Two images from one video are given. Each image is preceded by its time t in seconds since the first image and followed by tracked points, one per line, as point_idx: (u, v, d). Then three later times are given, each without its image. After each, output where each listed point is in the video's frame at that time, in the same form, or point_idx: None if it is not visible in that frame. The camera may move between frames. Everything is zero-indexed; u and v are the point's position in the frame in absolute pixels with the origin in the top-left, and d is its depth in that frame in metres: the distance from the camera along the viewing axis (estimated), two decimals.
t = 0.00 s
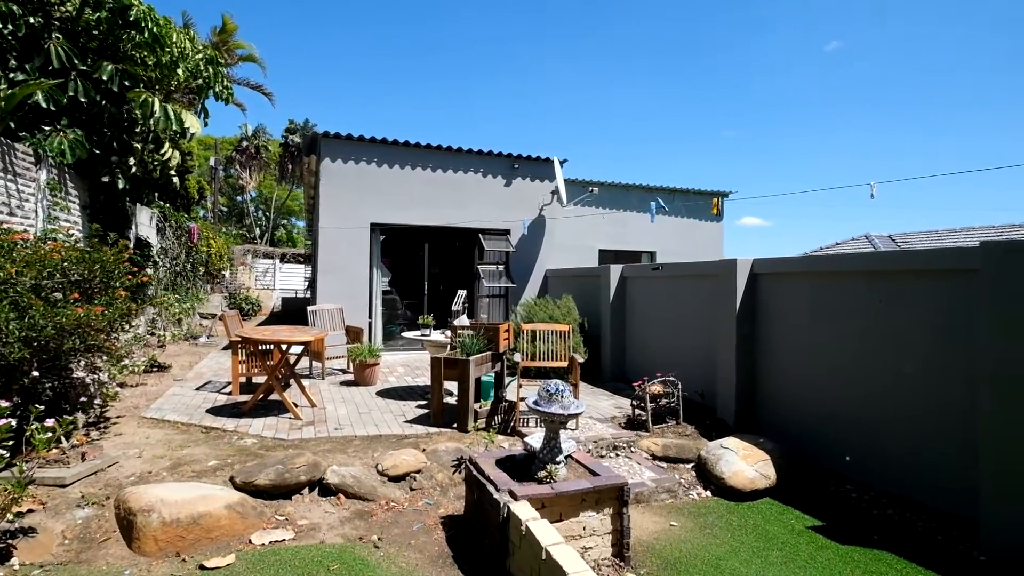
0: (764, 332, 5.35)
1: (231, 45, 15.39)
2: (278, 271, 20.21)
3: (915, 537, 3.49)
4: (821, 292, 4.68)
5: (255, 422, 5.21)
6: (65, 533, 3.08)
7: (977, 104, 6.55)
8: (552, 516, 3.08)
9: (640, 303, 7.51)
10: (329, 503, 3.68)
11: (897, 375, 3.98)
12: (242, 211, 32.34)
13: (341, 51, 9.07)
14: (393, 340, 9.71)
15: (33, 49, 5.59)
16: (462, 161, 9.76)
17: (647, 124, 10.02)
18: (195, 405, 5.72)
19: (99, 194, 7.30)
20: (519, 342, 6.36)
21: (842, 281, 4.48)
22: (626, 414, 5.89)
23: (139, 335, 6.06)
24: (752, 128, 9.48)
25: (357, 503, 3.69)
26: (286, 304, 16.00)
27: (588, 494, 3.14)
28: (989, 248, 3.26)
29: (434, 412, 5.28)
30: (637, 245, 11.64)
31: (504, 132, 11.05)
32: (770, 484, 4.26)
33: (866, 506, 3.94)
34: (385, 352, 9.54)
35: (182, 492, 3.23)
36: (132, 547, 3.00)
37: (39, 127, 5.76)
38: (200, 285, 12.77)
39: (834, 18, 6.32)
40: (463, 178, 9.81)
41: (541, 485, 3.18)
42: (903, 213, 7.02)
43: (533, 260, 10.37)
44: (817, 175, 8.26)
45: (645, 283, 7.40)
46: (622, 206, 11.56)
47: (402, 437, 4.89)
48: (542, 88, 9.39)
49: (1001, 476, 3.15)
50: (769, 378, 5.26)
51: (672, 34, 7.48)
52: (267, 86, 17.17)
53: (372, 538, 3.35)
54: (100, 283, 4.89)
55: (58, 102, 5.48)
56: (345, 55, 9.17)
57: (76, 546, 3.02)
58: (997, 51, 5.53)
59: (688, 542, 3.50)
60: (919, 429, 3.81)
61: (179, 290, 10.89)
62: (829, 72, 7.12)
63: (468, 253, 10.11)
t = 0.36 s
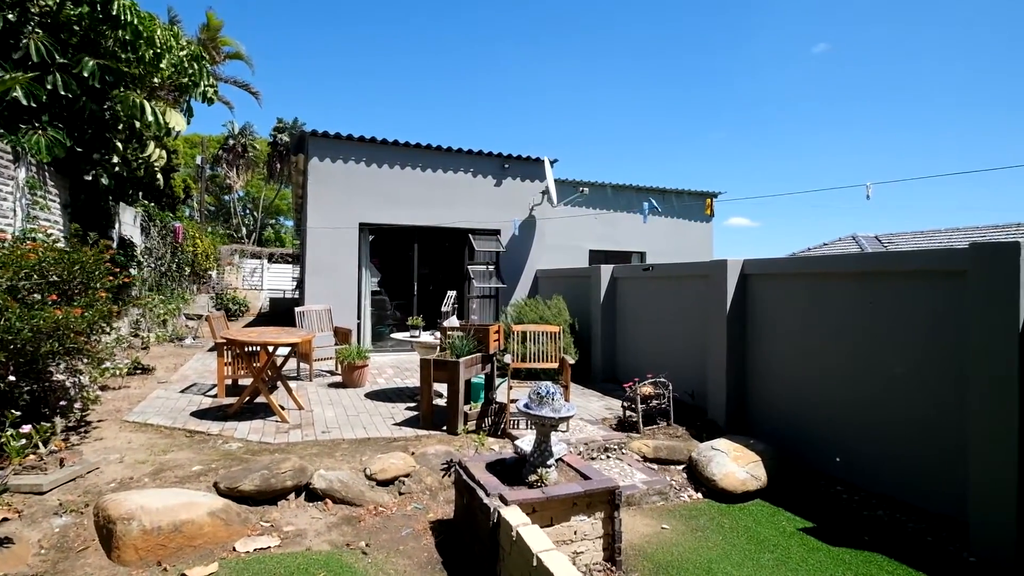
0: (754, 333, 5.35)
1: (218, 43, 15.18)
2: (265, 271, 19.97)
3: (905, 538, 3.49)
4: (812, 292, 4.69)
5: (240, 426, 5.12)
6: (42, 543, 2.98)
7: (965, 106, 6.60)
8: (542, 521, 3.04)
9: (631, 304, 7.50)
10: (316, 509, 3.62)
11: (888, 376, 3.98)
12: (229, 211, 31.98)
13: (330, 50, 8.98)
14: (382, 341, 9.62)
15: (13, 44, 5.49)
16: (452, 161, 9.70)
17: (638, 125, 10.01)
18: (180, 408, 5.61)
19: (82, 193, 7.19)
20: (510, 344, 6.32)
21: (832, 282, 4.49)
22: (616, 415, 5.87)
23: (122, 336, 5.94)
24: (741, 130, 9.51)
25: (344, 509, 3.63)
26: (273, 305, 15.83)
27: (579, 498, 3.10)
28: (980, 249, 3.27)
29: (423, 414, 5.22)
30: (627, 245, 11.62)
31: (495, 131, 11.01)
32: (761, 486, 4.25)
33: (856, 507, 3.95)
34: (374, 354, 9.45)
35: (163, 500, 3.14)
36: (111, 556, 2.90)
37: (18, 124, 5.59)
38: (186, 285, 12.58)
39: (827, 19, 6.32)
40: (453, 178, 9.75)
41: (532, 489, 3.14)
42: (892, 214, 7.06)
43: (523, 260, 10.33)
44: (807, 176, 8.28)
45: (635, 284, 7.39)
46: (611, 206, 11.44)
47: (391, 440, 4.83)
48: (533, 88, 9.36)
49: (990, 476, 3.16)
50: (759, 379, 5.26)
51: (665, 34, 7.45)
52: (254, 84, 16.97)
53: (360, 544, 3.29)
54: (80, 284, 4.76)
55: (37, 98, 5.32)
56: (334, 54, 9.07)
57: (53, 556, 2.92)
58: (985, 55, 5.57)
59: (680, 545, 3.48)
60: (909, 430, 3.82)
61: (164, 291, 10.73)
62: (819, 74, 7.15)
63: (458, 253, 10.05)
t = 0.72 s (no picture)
0: (744, 333, 5.35)
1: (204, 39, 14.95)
2: (252, 271, 19.74)
3: (894, 538, 3.50)
4: (801, 292, 4.70)
5: (225, 428, 5.03)
6: (16, 551, 2.89)
7: (951, 108, 6.68)
8: (532, 524, 3.00)
9: (621, 304, 7.49)
10: (303, 513, 3.55)
11: (877, 376, 4.00)
12: (215, 210, 31.61)
13: (315, 49, 8.89)
14: (371, 341, 9.53)
15: None
16: (442, 160, 9.64)
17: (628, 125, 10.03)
18: (163, 411, 5.50)
19: (62, 191, 7.06)
20: (500, 344, 6.28)
21: (821, 282, 4.50)
22: (607, 416, 5.85)
23: (103, 337, 5.81)
24: (731, 129, 9.54)
25: (331, 513, 3.57)
26: (260, 305, 15.65)
27: (570, 501, 3.07)
28: (969, 249, 3.28)
29: (412, 416, 5.16)
30: (616, 245, 11.62)
31: (484, 131, 10.97)
32: (751, 486, 4.24)
33: (845, 507, 3.96)
34: (362, 354, 9.37)
35: (144, 506, 3.06)
36: (89, 565, 2.82)
37: None
38: (171, 286, 12.39)
39: (817, 19, 6.34)
40: (442, 177, 9.68)
41: (522, 491, 3.10)
42: (880, 214, 7.11)
43: (512, 260, 10.29)
44: (796, 177, 8.32)
45: (625, 284, 7.38)
46: (601, 207, 11.46)
47: (379, 442, 4.77)
48: (522, 87, 9.33)
49: (978, 476, 3.18)
50: (749, 379, 5.26)
51: (656, 33, 7.45)
52: (241, 81, 16.76)
53: (347, 549, 3.23)
54: (58, 285, 4.64)
55: (15, 94, 5.17)
56: (322, 52, 8.97)
57: (28, 564, 2.83)
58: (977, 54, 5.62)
59: (671, 547, 3.46)
60: (898, 430, 3.83)
61: (148, 291, 10.55)
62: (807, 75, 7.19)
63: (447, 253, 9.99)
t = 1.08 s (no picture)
0: (733, 333, 5.35)
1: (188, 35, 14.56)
2: (237, 271, 19.47)
3: (883, 537, 3.51)
4: (790, 293, 4.71)
5: (208, 432, 4.92)
6: None
7: (937, 108, 6.75)
8: (522, 528, 2.96)
9: (610, 304, 7.48)
10: (287, 519, 3.47)
11: (865, 376, 4.01)
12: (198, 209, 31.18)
13: (301, 47, 8.79)
14: (358, 342, 9.43)
15: None
16: (430, 159, 9.56)
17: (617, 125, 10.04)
18: (143, 414, 5.37)
19: (39, 189, 7.01)
20: (488, 345, 6.22)
21: (810, 282, 4.51)
22: (596, 417, 5.82)
23: (81, 338, 5.66)
24: (719, 129, 9.57)
25: (317, 518, 3.50)
26: (245, 305, 15.44)
27: (560, 504, 3.03)
28: (956, 250, 3.30)
29: (399, 418, 5.08)
30: (605, 245, 11.63)
31: (472, 130, 10.91)
32: (741, 487, 4.24)
33: (833, 507, 3.97)
34: (349, 355, 9.26)
35: (122, 513, 2.95)
36: None
37: None
38: (153, 286, 12.15)
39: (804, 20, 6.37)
40: (430, 176, 9.60)
41: (512, 495, 3.05)
42: (873, 212, 7.08)
43: (501, 260, 10.24)
44: (784, 177, 8.37)
45: (614, 284, 7.37)
46: (590, 207, 11.46)
47: (366, 445, 4.69)
48: (510, 86, 9.30)
49: (966, 475, 3.20)
50: (738, 379, 5.26)
51: (646, 32, 7.43)
52: (224, 78, 16.51)
53: (333, 555, 3.15)
54: (33, 285, 4.51)
55: None
56: (309, 49, 8.85)
57: None
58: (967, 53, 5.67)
59: (661, 549, 3.44)
60: (886, 430, 3.84)
61: (130, 291, 10.34)
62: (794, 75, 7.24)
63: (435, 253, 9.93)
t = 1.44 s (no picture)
0: (720, 334, 5.36)
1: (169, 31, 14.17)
2: (220, 271, 19.14)
3: (870, 537, 3.52)
4: (777, 293, 4.72)
5: (188, 436, 4.79)
6: None
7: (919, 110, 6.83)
8: (511, 533, 2.90)
9: (597, 304, 7.46)
10: (270, 526, 3.38)
11: (852, 376, 4.03)
12: (180, 208, 30.64)
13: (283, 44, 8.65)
14: (343, 343, 9.31)
15: None
16: (416, 158, 9.47)
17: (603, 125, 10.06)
18: (121, 418, 5.22)
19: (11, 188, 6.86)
20: (476, 346, 6.16)
21: (797, 282, 4.52)
22: (584, 418, 5.80)
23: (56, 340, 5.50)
24: (706, 130, 9.60)
25: (300, 525, 3.41)
26: (228, 306, 15.19)
27: (550, 508, 2.99)
28: (942, 250, 3.32)
29: (385, 420, 5.00)
30: (591, 245, 11.62)
31: (459, 130, 10.84)
32: (729, 487, 4.23)
33: (821, 506, 3.98)
34: (334, 356, 9.13)
35: (96, 523, 2.84)
36: None
37: None
38: (132, 286, 11.89)
39: (790, 22, 6.41)
40: (416, 175, 9.50)
41: (500, 500, 3.00)
42: (871, 212, 6.98)
43: (488, 260, 10.18)
44: (770, 178, 8.42)
45: (601, 284, 7.35)
46: (576, 207, 11.49)
47: (352, 448, 4.61)
48: (496, 87, 9.27)
49: (951, 475, 3.22)
50: (726, 379, 5.27)
51: (635, 32, 7.41)
52: (206, 75, 16.22)
53: (317, 563, 3.07)
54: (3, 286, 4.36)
55: None
56: (293, 47, 8.70)
57: None
58: (951, 59, 5.73)
59: (652, 552, 3.40)
60: (873, 430, 3.86)
61: (107, 292, 10.09)
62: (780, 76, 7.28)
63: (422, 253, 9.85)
